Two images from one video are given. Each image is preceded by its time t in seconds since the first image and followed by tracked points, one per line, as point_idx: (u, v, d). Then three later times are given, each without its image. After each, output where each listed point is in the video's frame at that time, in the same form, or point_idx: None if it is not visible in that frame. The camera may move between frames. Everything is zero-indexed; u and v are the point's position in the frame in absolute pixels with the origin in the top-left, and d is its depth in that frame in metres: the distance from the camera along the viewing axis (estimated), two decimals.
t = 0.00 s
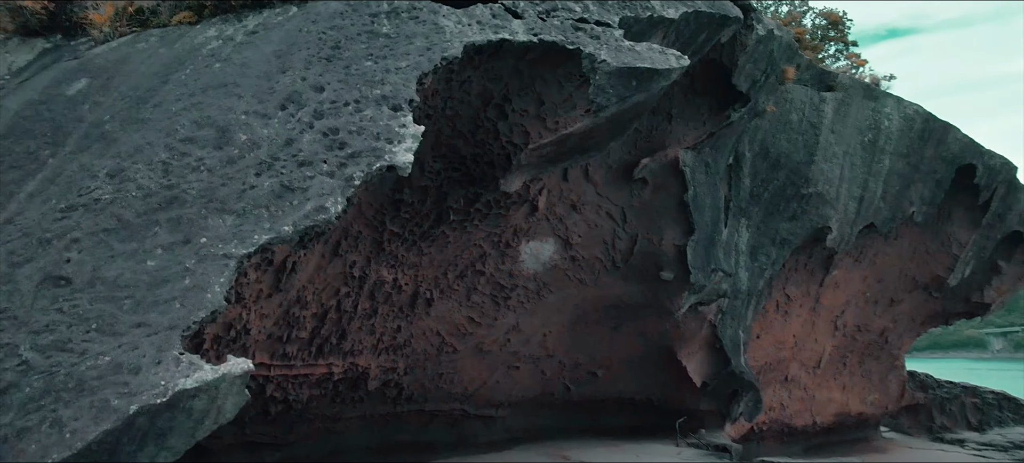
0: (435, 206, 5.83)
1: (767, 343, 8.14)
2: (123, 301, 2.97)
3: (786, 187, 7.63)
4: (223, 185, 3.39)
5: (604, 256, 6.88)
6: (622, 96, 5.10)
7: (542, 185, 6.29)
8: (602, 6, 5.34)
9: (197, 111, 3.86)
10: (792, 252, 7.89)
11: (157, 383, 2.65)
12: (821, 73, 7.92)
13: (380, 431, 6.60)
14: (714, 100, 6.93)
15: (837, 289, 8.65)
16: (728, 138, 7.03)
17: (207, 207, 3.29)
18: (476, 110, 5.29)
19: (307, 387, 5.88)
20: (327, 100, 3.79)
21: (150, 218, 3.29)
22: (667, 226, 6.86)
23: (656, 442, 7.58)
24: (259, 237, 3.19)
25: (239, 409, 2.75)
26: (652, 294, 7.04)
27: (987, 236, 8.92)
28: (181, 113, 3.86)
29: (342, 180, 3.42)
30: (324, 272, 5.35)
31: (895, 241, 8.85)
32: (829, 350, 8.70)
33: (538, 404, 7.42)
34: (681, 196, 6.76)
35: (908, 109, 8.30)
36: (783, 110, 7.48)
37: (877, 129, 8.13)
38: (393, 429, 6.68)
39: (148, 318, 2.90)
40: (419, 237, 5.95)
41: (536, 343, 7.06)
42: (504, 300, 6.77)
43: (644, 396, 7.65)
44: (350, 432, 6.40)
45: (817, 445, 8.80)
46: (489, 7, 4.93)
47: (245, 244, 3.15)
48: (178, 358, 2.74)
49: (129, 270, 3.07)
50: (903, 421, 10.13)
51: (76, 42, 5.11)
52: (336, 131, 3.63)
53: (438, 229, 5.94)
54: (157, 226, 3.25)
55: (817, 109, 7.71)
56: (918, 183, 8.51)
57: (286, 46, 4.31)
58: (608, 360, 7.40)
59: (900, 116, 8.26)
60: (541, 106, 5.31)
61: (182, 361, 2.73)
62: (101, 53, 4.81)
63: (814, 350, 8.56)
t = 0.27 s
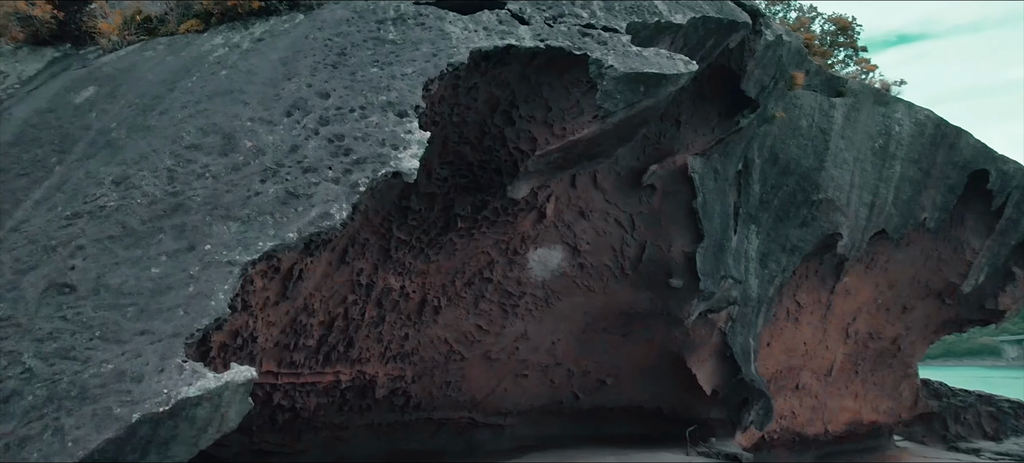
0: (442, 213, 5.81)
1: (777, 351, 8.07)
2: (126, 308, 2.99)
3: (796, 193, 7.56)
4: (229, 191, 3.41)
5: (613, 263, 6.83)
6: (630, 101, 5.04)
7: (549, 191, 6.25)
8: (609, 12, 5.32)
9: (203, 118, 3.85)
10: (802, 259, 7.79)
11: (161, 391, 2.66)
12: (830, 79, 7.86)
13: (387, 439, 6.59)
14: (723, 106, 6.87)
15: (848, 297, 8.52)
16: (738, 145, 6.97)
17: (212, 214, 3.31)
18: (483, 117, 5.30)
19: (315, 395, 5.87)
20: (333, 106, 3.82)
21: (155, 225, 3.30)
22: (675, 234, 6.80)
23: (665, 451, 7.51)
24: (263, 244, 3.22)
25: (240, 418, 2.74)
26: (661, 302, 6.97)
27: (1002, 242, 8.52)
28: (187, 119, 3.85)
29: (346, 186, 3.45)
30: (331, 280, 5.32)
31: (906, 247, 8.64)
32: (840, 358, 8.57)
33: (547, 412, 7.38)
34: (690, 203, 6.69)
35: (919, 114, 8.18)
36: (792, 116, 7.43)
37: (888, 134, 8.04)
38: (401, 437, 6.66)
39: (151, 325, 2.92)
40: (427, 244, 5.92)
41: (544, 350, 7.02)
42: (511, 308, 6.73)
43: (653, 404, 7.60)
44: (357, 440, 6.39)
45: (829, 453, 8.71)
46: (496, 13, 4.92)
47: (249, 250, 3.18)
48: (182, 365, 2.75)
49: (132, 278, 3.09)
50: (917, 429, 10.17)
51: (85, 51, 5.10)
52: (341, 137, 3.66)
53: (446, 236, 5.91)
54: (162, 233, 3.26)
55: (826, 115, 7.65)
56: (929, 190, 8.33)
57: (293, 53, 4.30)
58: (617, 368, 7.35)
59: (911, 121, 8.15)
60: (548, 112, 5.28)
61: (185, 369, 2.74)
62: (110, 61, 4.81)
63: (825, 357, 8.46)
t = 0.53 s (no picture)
0: (451, 222, 5.76)
1: (790, 360, 7.99)
2: (130, 318, 3.00)
3: (808, 201, 7.48)
4: (234, 200, 3.40)
5: (623, 272, 6.78)
6: (638, 108, 5.01)
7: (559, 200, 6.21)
8: (618, 20, 5.30)
9: (209, 127, 3.84)
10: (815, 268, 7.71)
11: (162, 402, 2.66)
12: (841, 86, 7.79)
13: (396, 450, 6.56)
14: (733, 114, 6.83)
15: (862, 307, 8.38)
16: (749, 153, 6.91)
17: (217, 223, 3.31)
18: (491, 125, 5.26)
19: (324, 406, 5.84)
20: (339, 114, 3.81)
21: (160, 235, 3.30)
22: (686, 243, 6.72)
23: None
24: (268, 253, 3.20)
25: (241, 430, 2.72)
26: (672, 312, 6.89)
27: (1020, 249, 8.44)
28: (194, 129, 3.84)
29: (352, 195, 3.44)
30: (339, 290, 5.28)
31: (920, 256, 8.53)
32: (854, 368, 8.45)
33: (557, 423, 7.31)
34: (701, 211, 6.62)
35: (932, 121, 8.08)
36: (803, 124, 7.37)
37: (900, 142, 7.93)
38: (410, 448, 6.63)
39: (154, 335, 2.93)
40: (435, 254, 5.88)
41: (554, 361, 6.95)
42: (521, 318, 6.67)
43: (665, 415, 7.51)
44: (366, 450, 6.37)
45: None
46: (504, 21, 4.89)
47: (253, 259, 3.17)
48: (184, 376, 2.74)
49: (136, 287, 3.10)
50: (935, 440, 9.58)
51: (95, 63, 5.09)
52: (347, 145, 3.65)
53: (454, 246, 5.87)
54: (166, 243, 3.27)
55: (837, 123, 7.58)
56: (945, 197, 8.19)
57: (300, 62, 4.29)
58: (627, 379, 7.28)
59: (925, 128, 8.04)
60: (556, 120, 5.25)
61: (188, 379, 2.74)
62: (119, 72, 4.81)
63: (840, 367, 8.34)
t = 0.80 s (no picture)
0: (458, 231, 5.71)
1: (801, 369, 7.92)
2: (133, 327, 2.99)
3: (818, 209, 7.42)
4: (237, 208, 3.40)
5: (632, 280, 6.72)
6: (644, 114, 4.94)
7: (567, 208, 6.16)
8: (625, 26, 5.29)
9: (214, 135, 3.83)
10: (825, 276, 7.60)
11: (164, 411, 2.69)
12: (851, 93, 7.73)
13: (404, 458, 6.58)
14: (740, 122, 6.84)
15: (875, 315, 8.25)
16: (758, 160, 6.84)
17: (220, 231, 3.31)
18: (498, 132, 5.23)
19: (332, 415, 5.83)
20: (344, 122, 3.81)
21: (164, 243, 3.29)
22: (696, 251, 6.64)
23: None
24: (271, 261, 3.20)
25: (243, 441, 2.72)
26: (682, 321, 6.81)
27: None
28: (199, 137, 3.83)
29: (356, 203, 3.44)
30: (346, 299, 5.24)
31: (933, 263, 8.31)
32: (867, 378, 8.35)
33: (566, 433, 7.26)
34: (710, 219, 6.54)
35: (944, 127, 7.93)
36: (812, 131, 7.32)
37: (912, 149, 7.80)
38: (417, 456, 6.67)
39: (157, 344, 2.92)
40: (442, 262, 5.84)
41: (563, 371, 6.89)
42: (529, 327, 6.62)
43: (675, 425, 7.44)
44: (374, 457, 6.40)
45: None
46: (510, 29, 4.89)
47: (257, 268, 3.17)
48: (187, 385, 2.77)
49: (139, 296, 3.09)
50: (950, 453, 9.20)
51: (104, 72, 5.08)
52: (351, 153, 3.64)
53: (462, 254, 5.83)
54: (170, 251, 3.26)
55: (847, 129, 7.50)
56: (957, 204, 8.02)
57: (305, 70, 4.28)
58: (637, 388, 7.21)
59: (936, 135, 7.90)
60: (563, 127, 5.21)
61: (190, 388, 2.77)
62: (126, 82, 4.78)
63: (852, 377, 8.24)
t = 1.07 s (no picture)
0: (463, 238, 5.68)
1: (810, 377, 7.86)
2: (134, 335, 2.98)
3: (826, 216, 7.36)
4: (240, 216, 3.40)
5: (639, 288, 6.68)
6: (650, 121, 4.95)
7: (573, 215, 6.10)
8: (630, 33, 5.27)
9: (218, 143, 3.83)
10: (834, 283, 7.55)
11: (164, 420, 2.68)
12: (858, 99, 7.68)
13: None
14: (747, 128, 6.78)
15: (885, 323, 8.15)
16: (766, 167, 6.80)
17: (223, 238, 3.31)
18: (503, 140, 5.21)
19: (337, 425, 5.81)
20: (347, 129, 3.81)
21: (166, 250, 3.29)
22: (704, 258, 6.60)
23: None
24: (274, 269, 3.20)
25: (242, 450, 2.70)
26: (689, 328, 6.77)
27: None
28: (202, 145, 3.83)
29: (358, 209, 3.44)
30: (351, 306, 5.23)
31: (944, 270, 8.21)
32: (877, 386, 8.26)
33: (573, 442, 7.21)
34: (718, 227, 6.50)
35: (953, 133, 7.89)
36: (820, 137, 7.29)
37: (920, 155, 7.77)
38: None
39: (158, 353, 2.92)
40: (447, 270, 5.79)
41: (570, 379, 6.84)
42: (536, 335, 6.58)
43: (682, 434, 7.39)
44: None
45: None
46: (515, 36, 4.88)
47: (259, 275, 3.17)
48: (187, 394, 2.76)
49: (141, 303, 3.08)
50: None
51: (110, 81, 5.08)
52: (355, 160, 3.64)
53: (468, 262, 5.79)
54: (172, 259, 3.26)
55: (855, 136, 7.49)
56: (967, 210, 7.96)
57: (309, 77, 4.28)
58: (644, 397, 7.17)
59: (945, 141, 7.86)
60: (568, 134, 5.19)
61: (190, 397, 2.76)
62: (132, 90, 4.79)
63: (861, 385, 8.17)
